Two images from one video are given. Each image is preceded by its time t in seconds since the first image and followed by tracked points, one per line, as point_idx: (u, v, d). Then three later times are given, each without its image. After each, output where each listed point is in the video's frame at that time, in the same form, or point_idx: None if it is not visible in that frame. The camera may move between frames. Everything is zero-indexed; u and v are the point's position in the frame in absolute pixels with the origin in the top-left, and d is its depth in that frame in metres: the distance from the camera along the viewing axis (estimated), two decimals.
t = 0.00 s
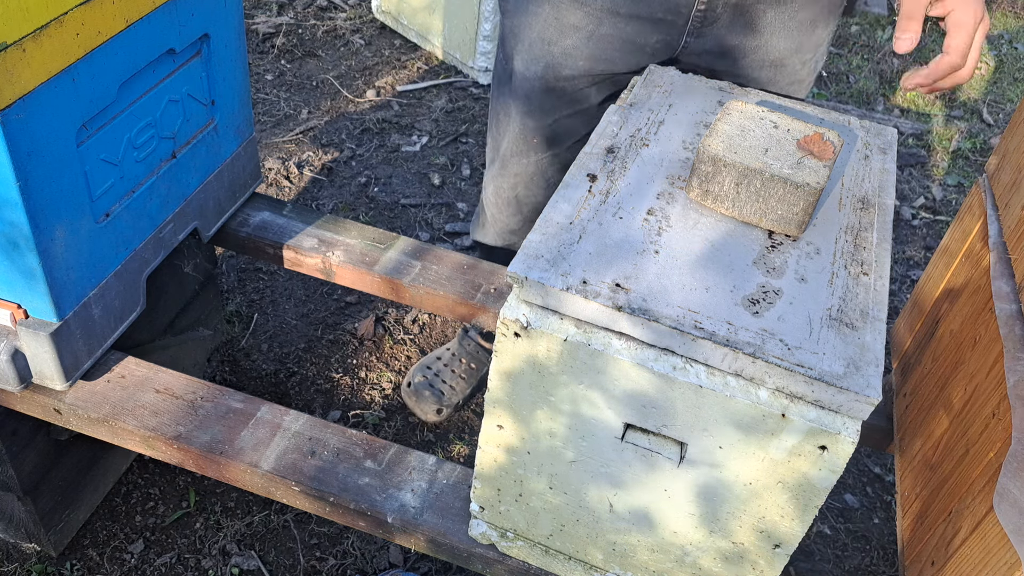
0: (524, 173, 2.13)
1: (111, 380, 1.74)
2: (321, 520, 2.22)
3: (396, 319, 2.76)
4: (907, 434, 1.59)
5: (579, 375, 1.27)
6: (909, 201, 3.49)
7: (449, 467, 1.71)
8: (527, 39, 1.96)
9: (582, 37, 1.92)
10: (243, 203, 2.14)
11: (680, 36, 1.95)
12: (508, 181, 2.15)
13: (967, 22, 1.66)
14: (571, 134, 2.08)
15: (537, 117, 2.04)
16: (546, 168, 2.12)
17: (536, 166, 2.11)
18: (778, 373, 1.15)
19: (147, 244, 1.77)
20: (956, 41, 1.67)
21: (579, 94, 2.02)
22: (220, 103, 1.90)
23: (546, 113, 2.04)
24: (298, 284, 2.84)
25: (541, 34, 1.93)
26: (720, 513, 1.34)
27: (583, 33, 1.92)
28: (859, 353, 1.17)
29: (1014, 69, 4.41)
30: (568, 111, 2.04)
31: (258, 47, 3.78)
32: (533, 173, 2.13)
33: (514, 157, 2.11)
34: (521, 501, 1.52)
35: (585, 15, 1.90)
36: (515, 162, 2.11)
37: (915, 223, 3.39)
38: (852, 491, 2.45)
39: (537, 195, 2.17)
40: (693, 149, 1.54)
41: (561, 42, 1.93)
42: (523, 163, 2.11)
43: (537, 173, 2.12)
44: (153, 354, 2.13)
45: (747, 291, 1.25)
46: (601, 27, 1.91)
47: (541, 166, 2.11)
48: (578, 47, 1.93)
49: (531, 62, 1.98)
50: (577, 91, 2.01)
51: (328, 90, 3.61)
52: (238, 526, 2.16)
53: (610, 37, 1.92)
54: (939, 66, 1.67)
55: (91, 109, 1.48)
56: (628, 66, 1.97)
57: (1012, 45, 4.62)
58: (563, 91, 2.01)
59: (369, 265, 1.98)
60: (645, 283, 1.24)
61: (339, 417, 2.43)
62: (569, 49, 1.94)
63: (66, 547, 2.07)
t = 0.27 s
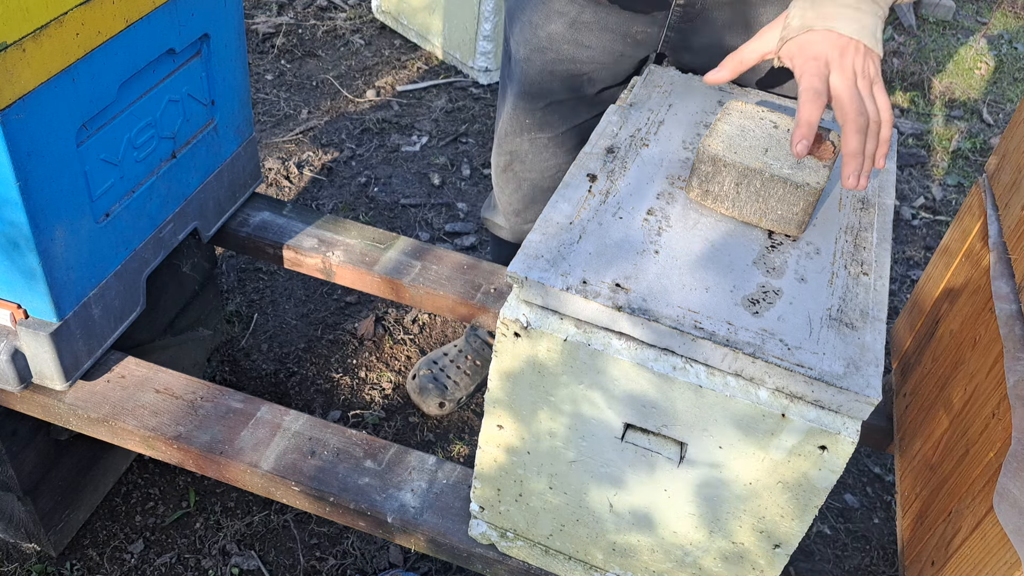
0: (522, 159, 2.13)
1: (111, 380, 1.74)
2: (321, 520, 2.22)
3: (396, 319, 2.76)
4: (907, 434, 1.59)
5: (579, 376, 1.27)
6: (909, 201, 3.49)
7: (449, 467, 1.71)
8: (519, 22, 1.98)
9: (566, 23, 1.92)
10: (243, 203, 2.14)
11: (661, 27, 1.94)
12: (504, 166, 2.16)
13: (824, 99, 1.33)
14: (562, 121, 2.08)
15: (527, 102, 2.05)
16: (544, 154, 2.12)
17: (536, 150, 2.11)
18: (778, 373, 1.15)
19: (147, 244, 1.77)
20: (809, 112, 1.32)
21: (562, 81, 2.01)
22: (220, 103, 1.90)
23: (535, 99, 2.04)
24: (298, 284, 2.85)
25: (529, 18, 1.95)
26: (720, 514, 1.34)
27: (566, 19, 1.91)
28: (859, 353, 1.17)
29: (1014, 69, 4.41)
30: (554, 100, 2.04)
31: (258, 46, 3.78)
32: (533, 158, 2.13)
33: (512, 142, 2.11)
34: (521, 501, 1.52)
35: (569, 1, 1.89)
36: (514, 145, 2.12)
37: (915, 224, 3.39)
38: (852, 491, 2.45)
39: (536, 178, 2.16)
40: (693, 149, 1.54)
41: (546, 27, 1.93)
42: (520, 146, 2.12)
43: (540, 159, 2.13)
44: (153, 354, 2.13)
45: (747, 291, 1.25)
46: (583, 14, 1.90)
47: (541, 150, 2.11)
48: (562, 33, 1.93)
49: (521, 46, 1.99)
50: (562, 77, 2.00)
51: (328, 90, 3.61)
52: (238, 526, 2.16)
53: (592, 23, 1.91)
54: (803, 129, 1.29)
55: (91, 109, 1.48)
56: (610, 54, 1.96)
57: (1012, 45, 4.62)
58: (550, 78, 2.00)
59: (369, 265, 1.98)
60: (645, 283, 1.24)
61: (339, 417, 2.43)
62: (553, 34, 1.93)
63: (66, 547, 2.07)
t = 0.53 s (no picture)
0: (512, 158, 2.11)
1: (111, 380, 1.74)
2: (321, 520, 2.22)
3: (396, 319, 2.76)
4: (907, 435, 1.59)
5: (579, 376, 1.27)
6: (909, 201, 3.49)
7: (449, 467, 1.71)
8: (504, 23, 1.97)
9: (547, 21, 1.90)
10: (243, 203, 2.14)
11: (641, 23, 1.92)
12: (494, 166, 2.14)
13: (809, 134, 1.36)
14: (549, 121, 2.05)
15: (513, 99, 2.02)
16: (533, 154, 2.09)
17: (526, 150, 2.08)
18: (778, 373, 1.15)
19: (147, 244, 1.77)
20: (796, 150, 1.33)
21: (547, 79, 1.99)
22: (220, 103, 1.90)
23: (521, 96, 2.02)
24: (298, 284, 2.85)
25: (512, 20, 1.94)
26: (722, 514, 1.34)
27: (547, 17, 1.90)
28: (859, 353, 1.17)
29: (1014, 69, 4.41)
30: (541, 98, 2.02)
31: (258, 47, 3.78)
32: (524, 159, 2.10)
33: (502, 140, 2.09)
34: (521, 501, 1.52)
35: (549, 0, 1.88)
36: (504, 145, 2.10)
37: (915, 224, 3.39)
38: (852, 491, 2.45)
39: (527, 177, 2.13)
40: (693, 149, 1.54)
41: (528, 25, 1.92)
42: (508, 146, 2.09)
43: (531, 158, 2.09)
44: (153, 354, 2.13)
45: (747, 291, 1.25)
46: (563, 12, 1.88)
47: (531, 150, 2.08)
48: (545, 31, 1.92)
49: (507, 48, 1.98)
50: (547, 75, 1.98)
51: (328, 90, 3.61)
52: (238, 526, 2.16)
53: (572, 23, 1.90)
54: (785, 166, 1.30)
55: (91, 109, 1.48)
56: (592, 52, 1.94)
57: (1012, 45, 4.62)
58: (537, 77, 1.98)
59: (369, 265, 1.98)
60: (645, 283, 1.24)
61: (339, 417, 2.43)
62: (535, 32, 1.92)
63: (66, 547, 2.07)
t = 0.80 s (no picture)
0: (515, 172, 2.09)
1: (111, 380, 1.74)
2: (321, 520, 2.22)
3: (396, 319, 2.76)
4: (908, 435, 1.59)
5: (579, 376, 1.27)
6: (909, 201, 3.50)
7: (449, 467, 1.71)
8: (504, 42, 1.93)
9: (553, 39, 1.86)
10: (243, 203, 2.14)
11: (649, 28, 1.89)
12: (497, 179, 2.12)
13: None
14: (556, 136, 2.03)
15: (519, 117, 1.99)
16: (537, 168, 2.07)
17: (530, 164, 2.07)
18: (778, 373, 1.15)
19: (147, 244, 1.77)
20: None
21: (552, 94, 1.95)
22: (220, 103, 1.90)
23: (527, 113, 1.98)
24: (297, 284, 2.85)
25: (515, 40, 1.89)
26: (722, 514, 1.33)
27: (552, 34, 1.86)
28: (859, 353, 1.17)
29: (1014, 69, 4.41)
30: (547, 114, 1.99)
31: (258, 47, 3.78)
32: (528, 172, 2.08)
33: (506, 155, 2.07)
34: (521, 501, 1.52)
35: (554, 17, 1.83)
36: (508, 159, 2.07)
37: (915, 224, 3.39)
38: (852, 491, 2.45)
39: (531, 193, 2.12)
40: (693, 149, 1.54)
41: (534, 43, 1.88)
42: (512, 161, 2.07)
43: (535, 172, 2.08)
44: (154, 354, 2.13)
45: (747, 291, 1.25)
46: (568, 28, 1.84)
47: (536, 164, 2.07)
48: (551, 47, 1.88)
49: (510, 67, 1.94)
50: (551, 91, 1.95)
51: (328, 90, 3.61)
52: (238, 527, 2.16)
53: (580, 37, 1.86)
54: None
55: (91, 109, 1.48)
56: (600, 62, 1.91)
57: (1012, 45, 4.62)
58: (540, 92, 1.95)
59: (369, 265, 1.98)
60: (645, 283, 1.24)
61: (340, 417, 2.43)
62: (541, 49, 1.89)
63: (66, 547, 2.07)
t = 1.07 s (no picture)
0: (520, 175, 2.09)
1: (111, 380, 1.74)
2: (321, 520, 2.22)
3: (396, 319, 2.76)
4: (908, 435, 1.59)
5: (578, 376, 1.27)
6: (909, 201, 3.50)
7: (449, 467, 1.71)
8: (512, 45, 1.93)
9: (562, 40, 1.87)
10: (243, 203, 2.14)
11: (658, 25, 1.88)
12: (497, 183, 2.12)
13: None
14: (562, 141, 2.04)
15: (526, 119, 2.00)
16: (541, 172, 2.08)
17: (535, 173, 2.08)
18: (778, 373, 1.15)
19: (147, 244, 1.77)
20: None
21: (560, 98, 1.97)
22: (220, 103, 1.90)
23: (534, 115, 1.99)
24: (297, 284, 2.85)
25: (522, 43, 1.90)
26: (722, 514, 1.33)
27: (561, 36, 1.87)
28: (859, 353, 1.17)
29: (1014, 69, 4.41)
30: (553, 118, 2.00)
31: (258, 47, 3.78)
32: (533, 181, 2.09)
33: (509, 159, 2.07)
34: (521, 501, 1.52)
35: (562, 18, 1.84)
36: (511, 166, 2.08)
37: (915, 224, 3.39)
38: (852, 491, 2.45)
39: (535, 195, 2.13)
40: (693, 149, 1.53)
41: (541, 46, 1.89)
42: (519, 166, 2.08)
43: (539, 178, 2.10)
44: (154, 354, 2.13)
45: (747, 291, 1.25)
46: (578, 28, 1.85)
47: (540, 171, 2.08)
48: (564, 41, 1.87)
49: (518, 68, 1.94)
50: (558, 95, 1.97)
51: (328, 90, 3.61)
52: (238, 527, 2.16)
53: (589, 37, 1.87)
54: None
55: (91, 109, 1.48)
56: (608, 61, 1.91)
57: (1012, 45, 4.63)
58: (546, 93, 1.96)
59: (369, 265, 1.98)
60: (645, 283, 1.24)
61: (339, 417, 2.43)
62: (550, 52, 1.90)
63: (66, 547, 2.07)
